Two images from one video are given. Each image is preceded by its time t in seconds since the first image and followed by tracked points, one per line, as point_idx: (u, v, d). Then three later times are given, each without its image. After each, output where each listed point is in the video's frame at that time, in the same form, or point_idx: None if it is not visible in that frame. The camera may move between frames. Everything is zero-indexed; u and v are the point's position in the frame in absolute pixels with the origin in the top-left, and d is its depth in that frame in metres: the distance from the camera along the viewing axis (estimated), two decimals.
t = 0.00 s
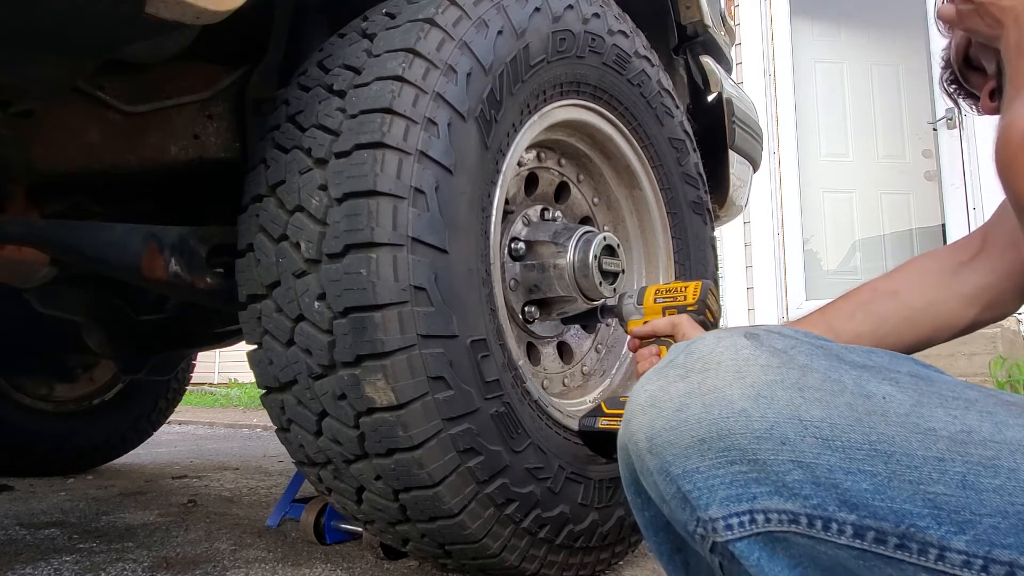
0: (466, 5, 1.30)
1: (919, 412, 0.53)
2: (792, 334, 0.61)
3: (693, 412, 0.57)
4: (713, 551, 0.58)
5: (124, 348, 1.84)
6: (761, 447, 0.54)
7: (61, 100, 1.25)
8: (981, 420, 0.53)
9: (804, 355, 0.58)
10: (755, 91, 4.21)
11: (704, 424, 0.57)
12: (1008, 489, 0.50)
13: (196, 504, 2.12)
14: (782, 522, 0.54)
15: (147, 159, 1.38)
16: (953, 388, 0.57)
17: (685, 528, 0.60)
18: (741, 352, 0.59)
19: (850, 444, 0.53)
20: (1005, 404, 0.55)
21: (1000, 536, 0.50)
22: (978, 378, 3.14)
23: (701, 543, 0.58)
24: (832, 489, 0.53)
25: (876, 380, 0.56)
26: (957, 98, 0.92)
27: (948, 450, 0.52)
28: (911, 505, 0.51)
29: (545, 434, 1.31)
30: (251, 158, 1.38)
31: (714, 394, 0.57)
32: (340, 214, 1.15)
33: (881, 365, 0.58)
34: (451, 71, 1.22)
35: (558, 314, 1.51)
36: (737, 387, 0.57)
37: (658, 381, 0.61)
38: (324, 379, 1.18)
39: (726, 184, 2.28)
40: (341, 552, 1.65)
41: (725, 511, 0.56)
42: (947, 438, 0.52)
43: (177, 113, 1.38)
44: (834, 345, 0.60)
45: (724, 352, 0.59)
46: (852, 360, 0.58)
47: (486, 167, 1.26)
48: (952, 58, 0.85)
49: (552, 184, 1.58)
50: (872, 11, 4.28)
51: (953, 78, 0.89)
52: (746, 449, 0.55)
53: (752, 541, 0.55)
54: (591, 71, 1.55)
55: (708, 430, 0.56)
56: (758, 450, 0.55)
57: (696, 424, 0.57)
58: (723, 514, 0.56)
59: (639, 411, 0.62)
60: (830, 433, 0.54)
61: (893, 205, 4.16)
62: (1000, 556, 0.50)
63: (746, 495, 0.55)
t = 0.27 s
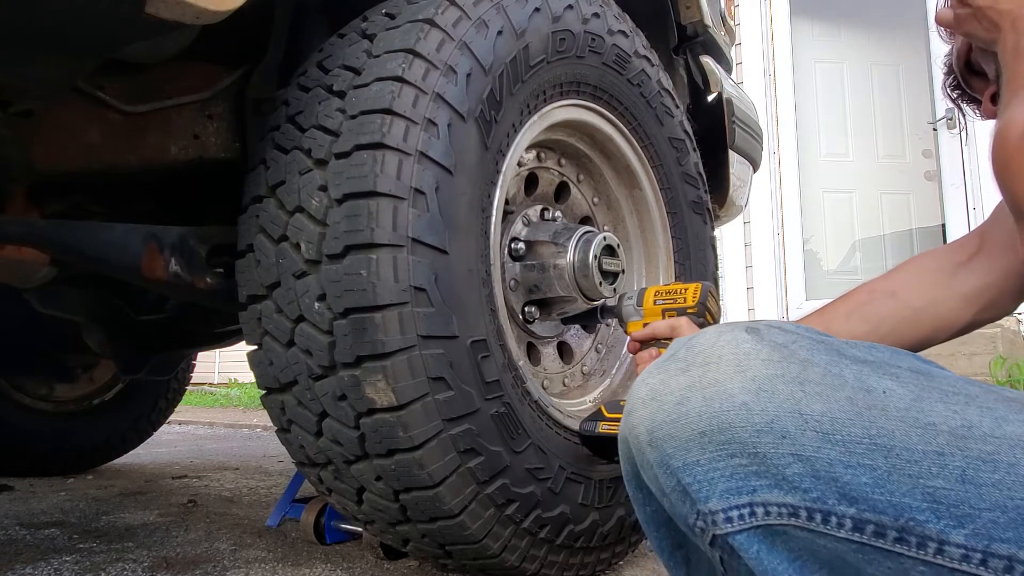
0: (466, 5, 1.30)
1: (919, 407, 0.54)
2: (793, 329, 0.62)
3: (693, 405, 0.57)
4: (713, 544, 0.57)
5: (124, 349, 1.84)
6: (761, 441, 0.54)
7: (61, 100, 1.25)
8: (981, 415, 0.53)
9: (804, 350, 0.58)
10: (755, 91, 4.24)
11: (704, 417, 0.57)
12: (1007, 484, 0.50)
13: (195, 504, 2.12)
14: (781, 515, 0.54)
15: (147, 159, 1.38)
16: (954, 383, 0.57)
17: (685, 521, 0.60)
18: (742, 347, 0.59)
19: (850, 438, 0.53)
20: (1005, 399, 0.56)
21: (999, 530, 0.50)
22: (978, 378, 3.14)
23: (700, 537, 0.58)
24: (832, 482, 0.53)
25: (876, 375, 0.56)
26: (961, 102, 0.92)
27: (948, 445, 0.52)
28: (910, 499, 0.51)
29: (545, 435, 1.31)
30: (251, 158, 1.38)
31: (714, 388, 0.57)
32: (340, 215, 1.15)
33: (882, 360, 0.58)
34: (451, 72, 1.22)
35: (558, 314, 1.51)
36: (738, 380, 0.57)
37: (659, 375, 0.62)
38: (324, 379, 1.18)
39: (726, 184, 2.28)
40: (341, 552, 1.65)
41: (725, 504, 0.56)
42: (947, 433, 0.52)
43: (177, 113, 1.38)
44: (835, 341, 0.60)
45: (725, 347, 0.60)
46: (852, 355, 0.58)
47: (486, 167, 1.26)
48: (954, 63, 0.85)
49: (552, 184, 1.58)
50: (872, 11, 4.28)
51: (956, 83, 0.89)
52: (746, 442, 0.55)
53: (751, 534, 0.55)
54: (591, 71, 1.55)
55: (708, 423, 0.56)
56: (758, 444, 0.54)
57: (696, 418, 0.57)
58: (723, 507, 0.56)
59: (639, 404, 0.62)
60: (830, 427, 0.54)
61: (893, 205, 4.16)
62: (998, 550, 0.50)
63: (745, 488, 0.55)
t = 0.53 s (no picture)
0: (466, 5, 1.30)
1: (918, 408, 0.54)
2: (792, 330, 0.62)
3: (693, 406, 0.58)
4: (713, 545, 0.57)
5: (124, 348, 1.84)
6: (760, 442, 0.54)
7: (61, 100, 1.25)
8: (981, 416, 0.53)
9: (804, 351, 0.58)
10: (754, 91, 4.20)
11: (703, 418, 0.57)
12: (1007, 486, 0.50)
13: (195, 504, 2.12)
14: (781, 516, 0.54)
15: (147, 159, 1.38)
16: (954, 384, 0.57)
17: (684, 522, 0.60)
18: (741, 348, 0.59)
19: (849, 439, 0.53)
20: (1004, 400, 0.56)
21: (998, 531, 0.50)
22: (978, 378, 3.14)
23: (700, 537, 0.58)
24: (831, 483, 0.53)
25: (876, 376, 0.57)
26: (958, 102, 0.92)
27: (947, 446, 0.52)
28: (910, 501, 0.51)
29: (545, 435, 1.31)
30: (250, 158, 1.38)
31: (714, 389, 0.58)
32: (340, 215, 1.15)
33: (881, 361, 0.59)
34: (451, 72, 1.22)
35: (558, 314, 1.51)
36: (738, 381, 0.57)
37: (659, 375, 0.62)
38: (324, 380, 1.18)
39: (726, 184, 2.28)
40: (341, 552, 1.65)
41: (724, 505, 0.56)
42: (946, 434, 0.52)
43: (177, 113, 1.38)
44: (835, 341, 0.61)
45: (724, 347, 0.60)
46: (851, 356, 0.58)
47: (486, 167, 1.26)
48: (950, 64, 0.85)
49: (552, 184, 1.58)
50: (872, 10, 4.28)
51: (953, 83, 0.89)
52: (746, 443, 0.55)
53: (750, 535, 0.55)
54: (591, 71, 1.55)
55: (708, 424, 0.56)
56: (757, 445, 0.54)
57: (696, 418, 0.57)
58: (723, 508, 0.56)
59: (639, 405, 0.63)
60: (830, 428, 0.54)
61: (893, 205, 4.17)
62: (997, 552, 0.50)
63: (745, 489, 0.55)
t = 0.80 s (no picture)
0: (465, 6, 1.30)
1: (917, 407, 0.54)
2: (791, 330, 0.62)
3: (693, 405, 0.57)
4: (712, 545, 0.57)
5: (124, 348, 1.84)
6: (760, 441, 0.54)
7: (61, 100, 1.25)
8: (980, 415, 0.54)
9: (803, 351, 0.58)
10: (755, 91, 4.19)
11: (703, 417, 0.57)
12: (1006, 485, 0.50)
13: (196, 504, 2.12)
14: (781, 515, 0.54)
15: (147, 159, 1.38)
16: (953, 384, 0.57)
17: (683, 521, 0.60)
18: (741, 348, 0.59)
19: (849, 438, 0.53)
20: (1003, 399, 0.56)
21: (997, 530, 0.50)
22: (978, 378, 3.15)
23: (699, 537, 0.58)
24: (831, 483, 0.53)
25: (875, 375, 0.57)
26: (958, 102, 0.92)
27: (947, 446, 0.52)
28: (909, 500, 0.51)
29: (545, 435, 1.31)
30: (250, 159, 1.38)
31: (713, 388, 0.58)
32: (340, 216, 1.15)
33: (880, 361, 0.59)
34: (451, 73, 1.22)
35: (558, 314, 1.51)
36: (738, 380, 0.57)
37: (659, 375, 0.62)
38: (324, 381, 1.18)
39: (726, 184, 2.28)
40: (341, 552, 1.65)
41: (724, 504, 0.56)
42: (946, 434, 0.52)
43: (177, 113, 1.38)
44: (834, 341, 0.61)
45: (724, 347, 0.60)
46: (851, 356, 0.59)
47: (486, 168, 1.26)
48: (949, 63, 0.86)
49: (552, 184, 1.58)
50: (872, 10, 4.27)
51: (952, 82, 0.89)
52: (745, 443, 0.55)
53: (750, 535, 0.55)
54: (591, 72, 1.55)
55: (707, 423, 0.56)
56: (757, 444, 0.54)
57: (696, 418, 0.57)
58: (722, 507, 0.56)
59: (638, 404, 0.62)
60: (829, 427, 0.54)
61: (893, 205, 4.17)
62: (997, 551, 0.50)
63: (745, 489, 0.55)
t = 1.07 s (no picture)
0: (465, 6, 1.30)
1: (911, 417, 0.54)
2: (784, 339, 0.61)
3: (688, 419, 0.58)
4: (709, 556, 0.60)
5: (124, 348, 1.84)
6: (755, 454, 0.56)
7: (60, 100, 1.25)
8: (973, 423, 0.54)
9: (796, 361, 0.58)
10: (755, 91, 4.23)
11: (698, 431, 0.58)
12: (1000, 493, 0.52)
13: (196, 504, 2.12)
14: (777, 528, 0.57)
15: (147, 159, 1.38)
16: (943, 391, 0.56)
17: (681, 533, 0.62)
18: (734, 359, 0.59)
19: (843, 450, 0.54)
20: (996, 406, 0.55)
21: (993, 539, 0.52)
22: (978, 378, 3.14)
23: (697, 548, 0.60)
24: (826, 495, 0.55)
25: (868, 386, 0.56)
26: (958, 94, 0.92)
27: (941, 455, 0.53)
28: (906, 511, 0.54)
29: (545, 435, 1.31)
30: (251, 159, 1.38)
31: (707, 401, 0.58)
32: (340, 218, 1.15)
33: (874, 369, 0.58)
34: (451, 73, 1.22)
35: (558, 314, 1.51)
36: (731, 393, 0.58)
37: (651, 389, 0.62)
38: (324, 383, 1.18)
39: (726, 184, 2.28)
40: (341, 552, 1.65)
41: (720, 518, 0.58)
42: (940, 443, 0.53)
43: (177, 113, 1.38)
44: (827, 349, 0.60)
45: (717, 359, 0.60)
46: (845, 365, 0.58)
47: (486, 168, 1.26)
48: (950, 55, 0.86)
49: (552, 184, 1.58)
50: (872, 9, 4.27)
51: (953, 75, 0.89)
52: (741, 456, 0.56)
53: (747, 548, 0.59)
54: (591, 72, 1.55)
55: (703, 437, 0.58)
56: (753, 457, 0.56)
57: (691, 432, 0.58)
58: (719, 521, 0.59)
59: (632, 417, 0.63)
60: (824, 439, 0.55)
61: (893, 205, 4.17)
62: (993, 559, 0.52)
63: (741, 502, 0.58)
